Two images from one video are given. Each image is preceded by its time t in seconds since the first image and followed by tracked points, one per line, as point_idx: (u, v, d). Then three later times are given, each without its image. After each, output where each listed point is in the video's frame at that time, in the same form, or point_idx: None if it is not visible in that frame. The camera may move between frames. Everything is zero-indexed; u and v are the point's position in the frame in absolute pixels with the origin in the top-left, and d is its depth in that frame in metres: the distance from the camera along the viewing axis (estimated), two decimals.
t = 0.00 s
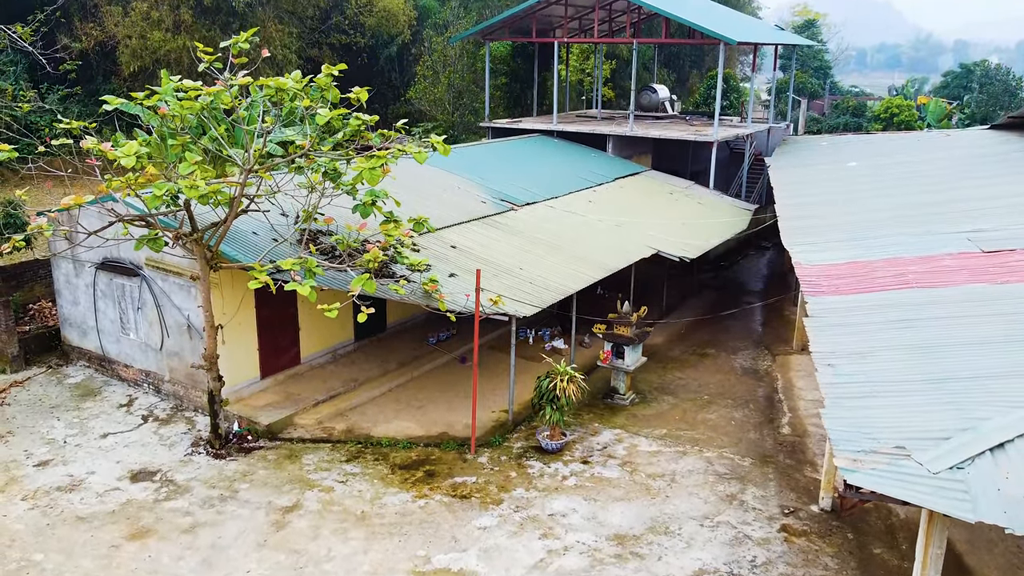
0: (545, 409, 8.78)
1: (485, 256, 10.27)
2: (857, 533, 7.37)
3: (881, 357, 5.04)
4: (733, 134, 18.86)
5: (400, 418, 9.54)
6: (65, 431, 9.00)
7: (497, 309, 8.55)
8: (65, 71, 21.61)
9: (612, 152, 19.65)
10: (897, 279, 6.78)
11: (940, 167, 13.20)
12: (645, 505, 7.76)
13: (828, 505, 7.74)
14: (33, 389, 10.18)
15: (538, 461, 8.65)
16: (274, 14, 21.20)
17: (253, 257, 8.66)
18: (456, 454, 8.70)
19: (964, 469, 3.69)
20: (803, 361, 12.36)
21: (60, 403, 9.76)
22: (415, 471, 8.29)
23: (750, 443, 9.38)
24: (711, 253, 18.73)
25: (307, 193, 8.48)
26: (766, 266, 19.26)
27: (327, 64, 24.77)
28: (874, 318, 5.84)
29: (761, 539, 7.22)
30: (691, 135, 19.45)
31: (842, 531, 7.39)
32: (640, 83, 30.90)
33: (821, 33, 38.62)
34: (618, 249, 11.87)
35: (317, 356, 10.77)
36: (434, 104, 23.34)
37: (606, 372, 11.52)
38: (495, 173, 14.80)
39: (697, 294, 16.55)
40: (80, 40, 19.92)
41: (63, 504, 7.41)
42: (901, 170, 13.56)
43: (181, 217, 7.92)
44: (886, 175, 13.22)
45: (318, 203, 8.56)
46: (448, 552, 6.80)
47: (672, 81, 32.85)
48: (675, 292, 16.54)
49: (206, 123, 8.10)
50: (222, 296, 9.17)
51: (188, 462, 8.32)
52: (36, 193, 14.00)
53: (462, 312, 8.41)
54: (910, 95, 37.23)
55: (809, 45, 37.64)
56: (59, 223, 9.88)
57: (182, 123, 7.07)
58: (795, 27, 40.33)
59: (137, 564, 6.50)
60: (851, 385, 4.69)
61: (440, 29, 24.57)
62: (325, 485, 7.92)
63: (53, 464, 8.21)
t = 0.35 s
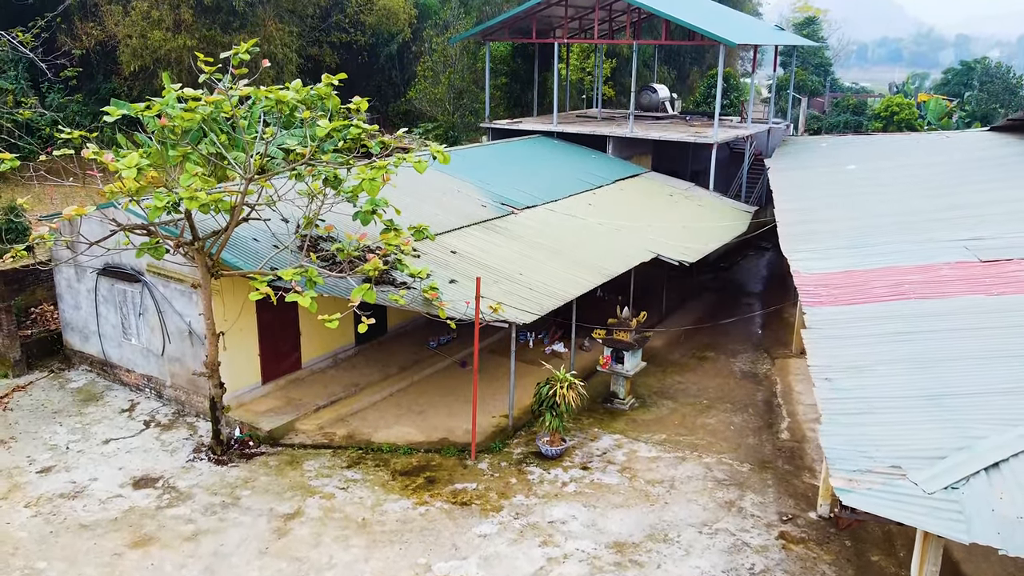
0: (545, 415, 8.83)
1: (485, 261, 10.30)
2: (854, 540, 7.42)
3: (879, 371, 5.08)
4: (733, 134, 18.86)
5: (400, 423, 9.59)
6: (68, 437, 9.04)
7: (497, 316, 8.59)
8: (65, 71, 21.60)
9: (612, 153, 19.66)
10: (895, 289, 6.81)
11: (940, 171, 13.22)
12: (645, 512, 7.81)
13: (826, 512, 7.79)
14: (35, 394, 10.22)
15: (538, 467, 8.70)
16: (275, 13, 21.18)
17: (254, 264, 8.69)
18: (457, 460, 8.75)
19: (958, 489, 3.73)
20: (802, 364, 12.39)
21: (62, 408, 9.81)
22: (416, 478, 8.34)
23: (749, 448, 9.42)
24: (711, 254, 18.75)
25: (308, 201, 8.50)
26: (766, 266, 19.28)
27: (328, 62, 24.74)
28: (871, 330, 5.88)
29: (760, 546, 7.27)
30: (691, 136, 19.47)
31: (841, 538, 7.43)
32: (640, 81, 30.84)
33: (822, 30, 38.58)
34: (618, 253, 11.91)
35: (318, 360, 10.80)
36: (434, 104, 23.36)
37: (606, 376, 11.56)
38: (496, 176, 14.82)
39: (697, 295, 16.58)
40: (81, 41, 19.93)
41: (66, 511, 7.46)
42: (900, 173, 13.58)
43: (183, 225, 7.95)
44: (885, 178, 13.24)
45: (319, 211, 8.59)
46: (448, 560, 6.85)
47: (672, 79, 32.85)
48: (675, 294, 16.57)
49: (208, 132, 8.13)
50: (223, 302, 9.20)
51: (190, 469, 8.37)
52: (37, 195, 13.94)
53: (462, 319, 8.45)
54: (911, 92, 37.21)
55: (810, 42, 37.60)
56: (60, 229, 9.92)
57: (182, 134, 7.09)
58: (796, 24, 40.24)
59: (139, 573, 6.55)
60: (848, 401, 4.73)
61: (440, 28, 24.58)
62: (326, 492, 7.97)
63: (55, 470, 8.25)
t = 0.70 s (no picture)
0: (545, 422, 8.89)
1: (485, 267, 10.35)
2: (852, 549, 7.47)
3: (876, 387, 5.13)
4: (733, 137, 18.84)
5: (401, 430, 9.64)
6: (71, 444, 9.09)
7: (497, 324, 8.63)
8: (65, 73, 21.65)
9: (612, 156, 19.66)
10: (893, 301, 6.85)
11: (939, 176, 13.25)
12: (644, 520, 7.86)
13: (824, 520, 7.84)
14: (38, 401, 10.26)
15: (538, 475, 8.74)
16: (275, 12, 21.17)
17: (256, 272, 8.74)
18: (457, 467, 8.80)
19: (954, 510, 3.79)
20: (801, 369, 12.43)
21: (64, 415, 9.85)
22: (417, 485, 8.39)
23: (748, 455, 9.47)
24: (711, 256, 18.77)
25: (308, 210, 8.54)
26: (765, 268, 19.31)
27: (328, 61, 24.72)
28: (870, 344, 5.91)
29: (759, 555, 7.32)
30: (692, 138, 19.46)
31: (839, 548, 7.48)
32: (641, 80, 30.85)
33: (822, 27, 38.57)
34: (618, 259, 11.95)
35: (319, 366, 10.85)
36: (434, 105, 23.39)
37: (606, 382, 11.60)
38: (496, 179, 14.85)
39: (696, 298, 16.62)
40: (81, 41, 19.95)
41: (69, 520, 7.52)
42: (900, 178, 13.61)
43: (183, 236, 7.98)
44: (885, 183, 13.27)
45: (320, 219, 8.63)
46: (448, 570, 6.90)
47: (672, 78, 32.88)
48: (675, 296, 16.59)
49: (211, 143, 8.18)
50: (224, 310, 9.24)
51: (193, 477, 8.42)
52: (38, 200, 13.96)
53: (463, 327, 8.50)
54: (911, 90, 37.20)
55: (810, 39, 37.60)
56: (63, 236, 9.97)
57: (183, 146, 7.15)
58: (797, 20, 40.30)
59: None
60: (846, 418, 4.79)
61: (441, 29, 24.61)
62: (328, 500, 8.02)
63: (59, 478, 8.31)
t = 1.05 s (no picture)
0: (545, 430, 8.94)
1: (486, 274, 10.39)
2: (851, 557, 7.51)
3: (874, 402, 5.17)
4: (733, 139, 18.83)
5: (402, 436, 9.69)
6: (73, 450, 9.14)
7: (497, 332, 8.68)
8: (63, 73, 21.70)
9: (613, 158, 19.67)
10: (891, 312, 6.89)
11: (938, 180, 13.28)
12: (643, 527, 7.92)
13: (822, 528, 7.89)
14: (41, 406, 10.32)
15: (538, 481, 8.80)
16: (275, 12, 21.22)
17: (257, 280, 8.78)
18: (458, 474, 8.85)
19: (950, 529, 3.84)
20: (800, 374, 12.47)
21: (67, 421, 9.91)
22: (418, 492, 8.44)
23: (747, 461, 9.52)
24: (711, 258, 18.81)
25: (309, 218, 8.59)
26: (765, 270, 19.35)
27: (328, 60, 24.82)
28: (868, 356, 5.96)
29: (757, 563, 7.37)
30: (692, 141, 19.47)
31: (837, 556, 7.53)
32: (641, 78, 30.85)
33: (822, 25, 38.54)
34: (618, 264, 12.00)
35: (320, 372, 10.89)
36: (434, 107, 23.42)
37: (606, 387, 11.65)
38: (496, 183, 14.88)
39: (696, 301, 16.67)
40: (81, 41, 19.98)
41: (72, 528, 7.57)
42: (899, 183, 13.64)
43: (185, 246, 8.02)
44: (885, 188, 13.30)
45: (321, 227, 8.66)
46: None
47: (672, 77, 32.90)
48: (675, 299, 16.63)
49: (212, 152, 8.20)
50: (226, 318, 9.28)
51: (194, 483, 8.46)
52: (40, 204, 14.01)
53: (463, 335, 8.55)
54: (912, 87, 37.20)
55: (810, 37, 37.57)
56: (65, 242, 10.03)
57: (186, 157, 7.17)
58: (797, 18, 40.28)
59: None
60: (844, 433, 4.84)
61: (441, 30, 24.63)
62: (329, 507, 8.07)
63: (62, 485, 8.36)
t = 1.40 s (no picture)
0: (546, 437, 9.00)
1: (486, 280, 10.43)
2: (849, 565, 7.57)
3: (873, 418, 5.22)
4: (733, 142, 18.84)
5: (403, 442, 9.74)
6: (76, 457, 9.19)
7: (498, 341, 8.73)
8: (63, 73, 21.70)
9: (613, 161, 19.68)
10: (890, 323, 6.93)
11: (938, 186, 13.30)
12: (643, 536, 7.97)
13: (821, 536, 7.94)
14: (44, 412, 10.37)
15: (539, 489, 8.85)
16: (275, 12, 21.20)
17: (260, 288, 8.82)
18: (459, 481, 8.90)
19: (947, 550, 3.89)
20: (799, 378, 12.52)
21: (70, 427, 9.95)
22: (419, 500, 8.50)
23: (746, 468, 9.57)
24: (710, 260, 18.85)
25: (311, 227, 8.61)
26: (765, 273, 19.38)
27: (328, 59, 24.83)
28: (867, 370, 5.99)
29: (756, 571, 7.42)
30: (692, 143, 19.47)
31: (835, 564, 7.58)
32: (642, 77, 30.83)
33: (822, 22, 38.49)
34: (618, 269, 12.03)
35: (322, 378, 10.94)
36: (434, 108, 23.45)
37: (606, 393, 11.70)
38: (497, 186, 14.91)
39: (696, 304, 16.71)
40: (81, 41, 19.98)
41: (76, 536, 7.63)
42: (899, 188, 13.66)
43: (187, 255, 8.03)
44: (885, 193, 13.33)
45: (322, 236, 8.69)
46: None
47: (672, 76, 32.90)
48: (675, 302, 16.67)
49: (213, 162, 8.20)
50: (228, 326, 9.33)
51: (197, 491, 8.52)
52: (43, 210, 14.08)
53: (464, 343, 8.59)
54: (912, 85, 37.16)
55: (810, 34, 37.52)
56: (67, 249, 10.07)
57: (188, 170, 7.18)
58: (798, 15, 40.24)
59: None
60: (843, 450, 4.90)
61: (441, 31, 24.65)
62: (331, 515, 8.12)
63: (65, 493, 8.41)
